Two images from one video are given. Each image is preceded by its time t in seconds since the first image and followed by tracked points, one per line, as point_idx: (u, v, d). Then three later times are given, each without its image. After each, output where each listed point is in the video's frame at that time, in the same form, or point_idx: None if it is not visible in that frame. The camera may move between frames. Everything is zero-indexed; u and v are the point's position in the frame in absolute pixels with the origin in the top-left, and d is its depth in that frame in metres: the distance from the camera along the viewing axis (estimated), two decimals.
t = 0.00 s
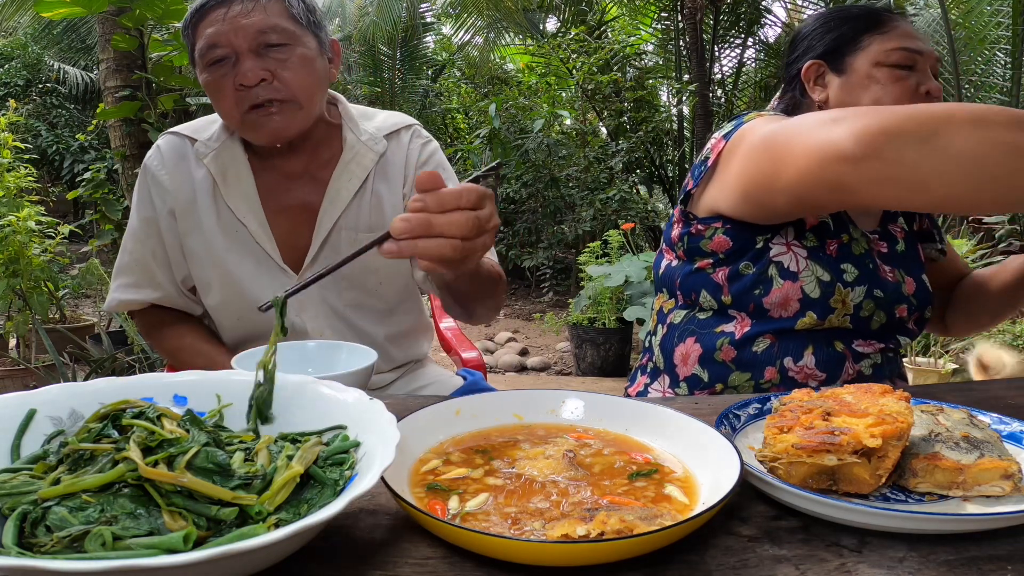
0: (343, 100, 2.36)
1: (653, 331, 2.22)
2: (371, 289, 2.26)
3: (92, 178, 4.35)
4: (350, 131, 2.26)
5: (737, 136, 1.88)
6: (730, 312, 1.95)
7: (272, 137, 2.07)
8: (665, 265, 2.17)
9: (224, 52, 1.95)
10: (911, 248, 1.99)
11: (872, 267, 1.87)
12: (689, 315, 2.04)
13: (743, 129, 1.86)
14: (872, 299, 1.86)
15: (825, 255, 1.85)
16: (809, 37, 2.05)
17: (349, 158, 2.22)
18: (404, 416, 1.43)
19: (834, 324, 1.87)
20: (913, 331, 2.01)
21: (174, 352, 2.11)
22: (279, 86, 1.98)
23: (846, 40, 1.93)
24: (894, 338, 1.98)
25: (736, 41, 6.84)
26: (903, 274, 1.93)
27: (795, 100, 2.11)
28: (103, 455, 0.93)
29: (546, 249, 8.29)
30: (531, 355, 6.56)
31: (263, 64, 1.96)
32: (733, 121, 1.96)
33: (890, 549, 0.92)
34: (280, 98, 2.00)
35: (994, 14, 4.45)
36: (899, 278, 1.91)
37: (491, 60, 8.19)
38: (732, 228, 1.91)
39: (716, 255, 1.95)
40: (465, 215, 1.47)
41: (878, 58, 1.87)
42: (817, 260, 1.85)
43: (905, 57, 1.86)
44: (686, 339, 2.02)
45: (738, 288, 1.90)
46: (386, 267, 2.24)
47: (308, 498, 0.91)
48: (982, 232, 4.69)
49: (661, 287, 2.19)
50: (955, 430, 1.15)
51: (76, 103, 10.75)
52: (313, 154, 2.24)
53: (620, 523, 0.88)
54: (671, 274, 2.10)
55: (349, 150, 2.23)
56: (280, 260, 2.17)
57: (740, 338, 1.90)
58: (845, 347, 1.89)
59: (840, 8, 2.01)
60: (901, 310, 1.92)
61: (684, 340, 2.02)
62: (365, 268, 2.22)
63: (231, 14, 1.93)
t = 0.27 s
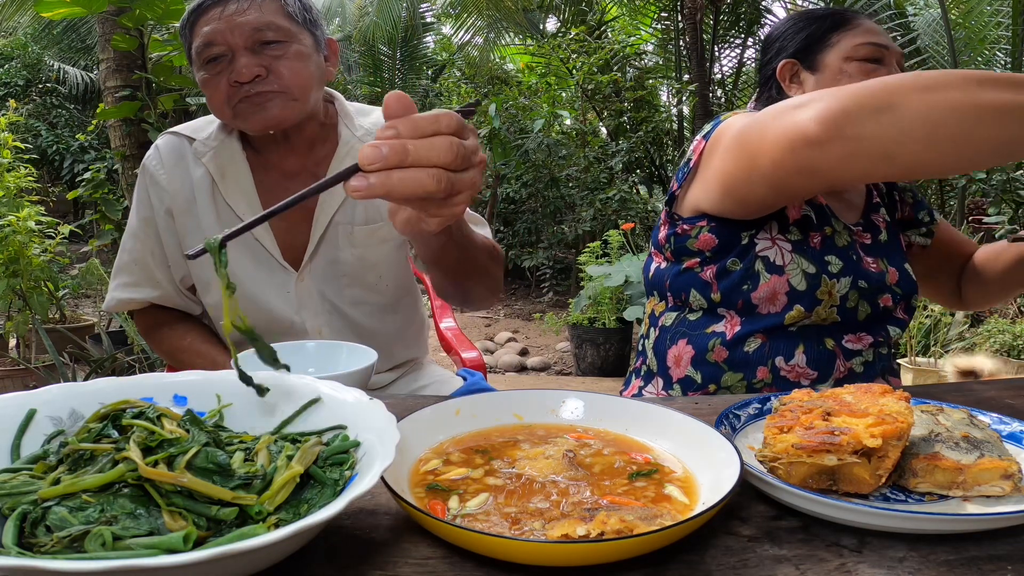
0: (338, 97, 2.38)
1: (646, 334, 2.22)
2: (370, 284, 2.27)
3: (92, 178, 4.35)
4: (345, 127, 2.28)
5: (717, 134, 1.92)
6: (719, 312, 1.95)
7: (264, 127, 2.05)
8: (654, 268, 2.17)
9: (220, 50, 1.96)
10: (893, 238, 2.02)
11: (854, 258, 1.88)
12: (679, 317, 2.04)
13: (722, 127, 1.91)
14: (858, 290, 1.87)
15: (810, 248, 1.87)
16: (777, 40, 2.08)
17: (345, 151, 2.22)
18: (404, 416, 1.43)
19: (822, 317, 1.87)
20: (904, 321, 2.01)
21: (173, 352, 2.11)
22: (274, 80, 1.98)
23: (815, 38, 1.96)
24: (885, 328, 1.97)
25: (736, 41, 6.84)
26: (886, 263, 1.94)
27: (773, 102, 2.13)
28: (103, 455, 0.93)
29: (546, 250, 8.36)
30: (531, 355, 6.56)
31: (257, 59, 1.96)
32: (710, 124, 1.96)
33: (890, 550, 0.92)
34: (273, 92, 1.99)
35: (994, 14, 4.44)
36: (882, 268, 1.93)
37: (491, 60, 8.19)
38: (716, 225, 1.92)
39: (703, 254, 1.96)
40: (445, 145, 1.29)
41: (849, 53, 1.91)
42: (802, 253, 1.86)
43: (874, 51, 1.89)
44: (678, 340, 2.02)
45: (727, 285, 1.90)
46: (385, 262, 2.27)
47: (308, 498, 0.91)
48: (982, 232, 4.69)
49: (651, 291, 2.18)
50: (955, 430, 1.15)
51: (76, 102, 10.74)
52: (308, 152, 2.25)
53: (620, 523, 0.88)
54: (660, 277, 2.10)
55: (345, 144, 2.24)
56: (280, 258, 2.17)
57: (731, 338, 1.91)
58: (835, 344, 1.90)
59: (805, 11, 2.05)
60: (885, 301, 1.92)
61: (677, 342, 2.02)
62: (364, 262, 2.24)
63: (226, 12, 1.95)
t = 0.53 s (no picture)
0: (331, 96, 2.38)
1: (642, 335, 2.22)
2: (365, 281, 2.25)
3: (92, 178, 4.35)
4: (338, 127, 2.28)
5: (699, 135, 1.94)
6: (713, 312, 1.95)
7: (253, 119, 2.05)
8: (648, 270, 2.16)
9: (210, 49, 1.96)
10: (884, 231, 2.01)
11: (842, 252, 1.88)
12: (674, 318, 2.04)
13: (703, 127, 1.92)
14: (848, 284, 1.86)
15: (798, 245, 1.87)
16: (762, 38, 2.09)
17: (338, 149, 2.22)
18: (404, 416, 1.43)
19: (813, 314, 1.87)
20: (898, 312, 1.99)
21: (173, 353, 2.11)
22: (264, 76, 1.99)
23: (798, 36, 1.97)
24: (878, 321, 1.95)
25: (736, 41, 6.84)
26: (874, 255, 1.93)
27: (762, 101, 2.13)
28: (103, 455, 0.93)
29: (546, 249, 8.31)
30: (531, 355, 6.56)
31: (247, 56, 1.96)
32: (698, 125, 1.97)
33: (890, 550, 0.92)
34: (264, 88, 1.99)
35: (994, 14, 4.44)
36: (872, 261, 1.91)
37: (491, 60, 8.19)
38: (705, 226, 1.91)
39: (694, 255, 1.95)
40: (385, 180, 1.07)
41: (832, 50, 1.91)
42: (790, 250, 1.86)
43: (857, 46, 1.89)
44: (673, 342, 2.02)
45: (719, 284, 1.90)
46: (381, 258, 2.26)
47: (308, 498, 0.91)
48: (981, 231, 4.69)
49: (647, 294, 2.18)
50: (955, 430, 1.15)
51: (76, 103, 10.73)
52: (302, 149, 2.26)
53: (620, 523, 0.88)
54: (654, 279, 2.09)
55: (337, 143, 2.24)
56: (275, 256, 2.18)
57: (725, 338, 1.91)
58: (829, 343, 1.90)
59: (790, 10, 2.06)
60: (875, 293, 1.91)
61: (672, 342, 2.02)
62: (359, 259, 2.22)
63: (214, 11, 1.95)
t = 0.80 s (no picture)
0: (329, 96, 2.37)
1: (641, 335, 2.22)
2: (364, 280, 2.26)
3: (92, 178, 4.35)
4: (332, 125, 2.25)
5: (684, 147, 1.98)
6: (708, 312, 1.95)
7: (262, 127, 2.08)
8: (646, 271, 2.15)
9: (206, 49, 1.97)
10: (883, 231, 2.01)
11: (837, 253, 1.88)
12: (671, 318, 2.04)
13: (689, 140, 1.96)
14: (843, 286, 1.86)
15: (791, 245, 1.87)
16: (761, 37, 2.09)
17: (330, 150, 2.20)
18: (404, 416, 1.43)
19: (809, 315, 1.87)
20: (897, 315, 1.98)
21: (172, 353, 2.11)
22: (260, 76, 1.98)
23: (796, 35, 1.97)
24: (876, 323, 1.95)
25: (736, 41, 6.84)
26: (871, 256, 1.93)
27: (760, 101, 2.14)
28: (103, 455, 0.93)
29: (546, 250, 8.34)
30: (531, 355, 6.56)
31: (243, 56, 1.96)
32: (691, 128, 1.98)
33: (890, 550, 0.92)
34: (260, 87, 1.99)
35: (994, 14, 4.44)
36: (869, 263, 1.91)
37: (491, 60, 8.19)
38: (700, 227, 1.92)
39: (688, 255, 1.96)
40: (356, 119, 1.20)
41: (828, 48, 1.90)
42: (784, 251, 1.86)
43: (854, 45, 1.89)
44: (670, 342, 2.02)
45: (713, 285, 1.90)
46: (376, 256, 2.25)
47: (308, 498, 0.91)
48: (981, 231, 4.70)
49: (645, 294, 2.18)
50: (955, 430, 1.15)
51: (77, 103, 10.73)
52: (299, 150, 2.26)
53: (620, 523, 0.88)
54: (652, 279, 2.09)
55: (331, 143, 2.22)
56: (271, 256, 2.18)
57: (722, 340, 1.91)
58: (825, 344, 1.90)
59: (789, 9, 2.06)
60: (875, 295, 1.90)
61: (669, 344, 2.02)
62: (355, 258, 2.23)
63: (210, 12, 1.95)
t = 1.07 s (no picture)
0: (330, 96, 2.38)
1: (642, 335, 2.22)
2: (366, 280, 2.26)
3: (92, 178, 4.36)
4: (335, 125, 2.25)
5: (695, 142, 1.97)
6: (711, 313, 1.95)
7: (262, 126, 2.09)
8: (648, 270, 2.16)
9: (207, 48, 1.97)
10: (889, 235, 2.02)
11: (844, 257, 1.88)
12: (673, 319, 2.04)
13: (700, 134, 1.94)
14: (848, 290, 1.86)
15: (797, 248, 1.87)
16: (775, 34, 2.09)
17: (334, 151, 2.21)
18: (404, 416, 1.43)
19: (813, 318, 1.87)
20: (900, 320, 1.99)
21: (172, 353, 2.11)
22: (260, 77, 1.99)
23: (812, 34, 1.97)
24: (880, 328, 1.95)
25: (736, 41, 6.86)
26: (877, 261, 1.93)
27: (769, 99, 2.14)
28: (103, 455, 0.93)
29: (546, 249, 8.36)
30: (531, 355, 6.56)
31: (243, 56, 1.96)
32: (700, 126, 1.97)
33: (890, 549, 0.92)
34: (259, 87, 1.99)
35: (994, 14, 4.44)
36: (875, 267, 1.92)
37: (491, 60, 8.19)
38: (707, 227, 1.92)
39: (693, 255, 1.96)
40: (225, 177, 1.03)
41: (845, 50, 1.91)
42: (790, 253, 1.87)
43: (870, 48, 1.90)
44: (672, 343, 2.02)
45: (717, 286, 1.90)
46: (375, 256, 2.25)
47: (308, 498, 0.91)
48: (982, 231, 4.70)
49: (647, 293, 2.18)
50: (955, 430, 1.15)
51: (76, 103, 10.72)
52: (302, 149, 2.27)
53: (620, 523, 0.88)
54: (654, 279, 2.09)
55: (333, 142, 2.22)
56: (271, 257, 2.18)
57: (725, 341, 1.91)
58: (828, 347, 1.90)
59: (805, 7, 2.05)
60: (880, 300, 1.91)
61: (670, 344, 2.02)
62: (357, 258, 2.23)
63: (212, 10, 1.94)
